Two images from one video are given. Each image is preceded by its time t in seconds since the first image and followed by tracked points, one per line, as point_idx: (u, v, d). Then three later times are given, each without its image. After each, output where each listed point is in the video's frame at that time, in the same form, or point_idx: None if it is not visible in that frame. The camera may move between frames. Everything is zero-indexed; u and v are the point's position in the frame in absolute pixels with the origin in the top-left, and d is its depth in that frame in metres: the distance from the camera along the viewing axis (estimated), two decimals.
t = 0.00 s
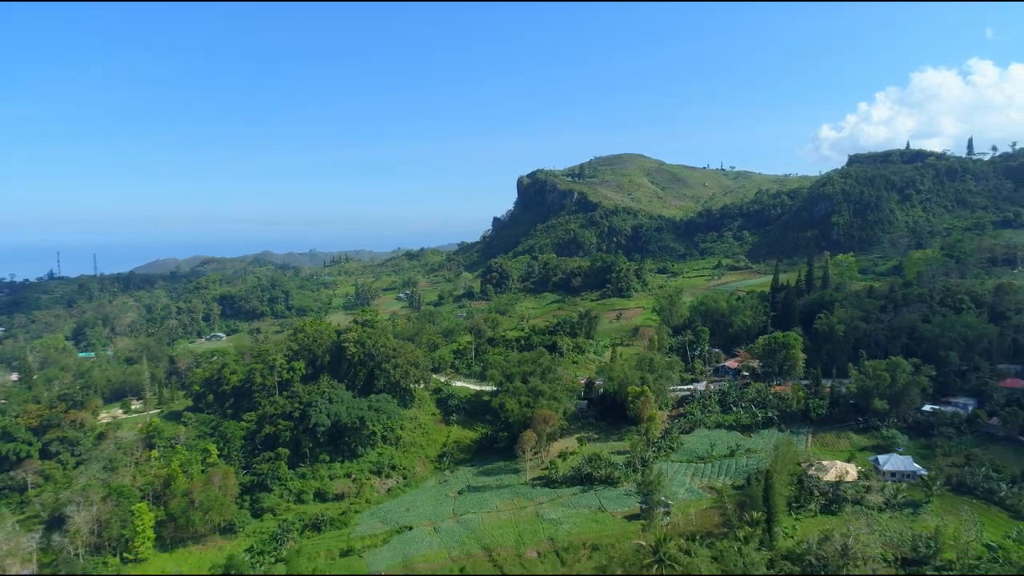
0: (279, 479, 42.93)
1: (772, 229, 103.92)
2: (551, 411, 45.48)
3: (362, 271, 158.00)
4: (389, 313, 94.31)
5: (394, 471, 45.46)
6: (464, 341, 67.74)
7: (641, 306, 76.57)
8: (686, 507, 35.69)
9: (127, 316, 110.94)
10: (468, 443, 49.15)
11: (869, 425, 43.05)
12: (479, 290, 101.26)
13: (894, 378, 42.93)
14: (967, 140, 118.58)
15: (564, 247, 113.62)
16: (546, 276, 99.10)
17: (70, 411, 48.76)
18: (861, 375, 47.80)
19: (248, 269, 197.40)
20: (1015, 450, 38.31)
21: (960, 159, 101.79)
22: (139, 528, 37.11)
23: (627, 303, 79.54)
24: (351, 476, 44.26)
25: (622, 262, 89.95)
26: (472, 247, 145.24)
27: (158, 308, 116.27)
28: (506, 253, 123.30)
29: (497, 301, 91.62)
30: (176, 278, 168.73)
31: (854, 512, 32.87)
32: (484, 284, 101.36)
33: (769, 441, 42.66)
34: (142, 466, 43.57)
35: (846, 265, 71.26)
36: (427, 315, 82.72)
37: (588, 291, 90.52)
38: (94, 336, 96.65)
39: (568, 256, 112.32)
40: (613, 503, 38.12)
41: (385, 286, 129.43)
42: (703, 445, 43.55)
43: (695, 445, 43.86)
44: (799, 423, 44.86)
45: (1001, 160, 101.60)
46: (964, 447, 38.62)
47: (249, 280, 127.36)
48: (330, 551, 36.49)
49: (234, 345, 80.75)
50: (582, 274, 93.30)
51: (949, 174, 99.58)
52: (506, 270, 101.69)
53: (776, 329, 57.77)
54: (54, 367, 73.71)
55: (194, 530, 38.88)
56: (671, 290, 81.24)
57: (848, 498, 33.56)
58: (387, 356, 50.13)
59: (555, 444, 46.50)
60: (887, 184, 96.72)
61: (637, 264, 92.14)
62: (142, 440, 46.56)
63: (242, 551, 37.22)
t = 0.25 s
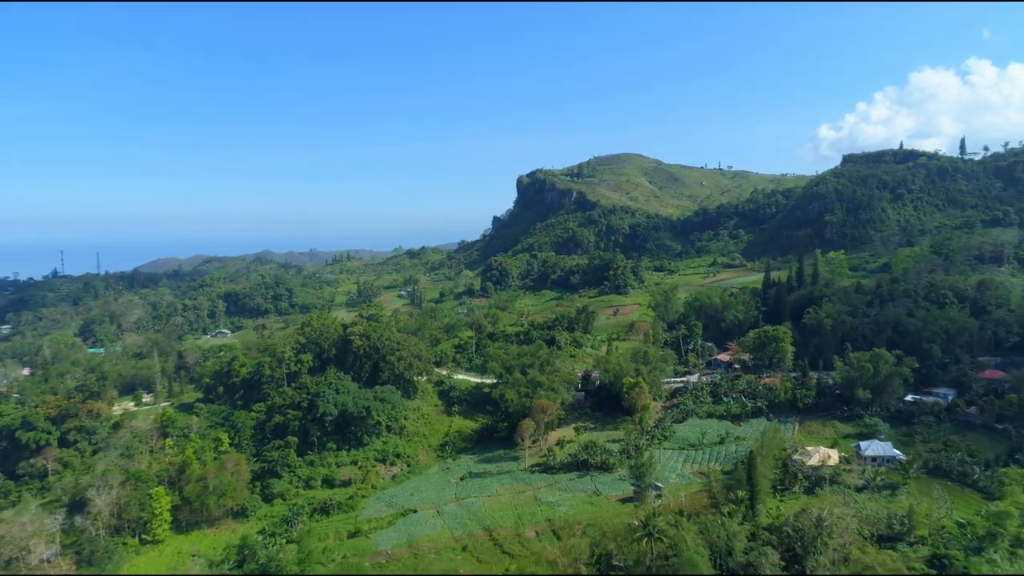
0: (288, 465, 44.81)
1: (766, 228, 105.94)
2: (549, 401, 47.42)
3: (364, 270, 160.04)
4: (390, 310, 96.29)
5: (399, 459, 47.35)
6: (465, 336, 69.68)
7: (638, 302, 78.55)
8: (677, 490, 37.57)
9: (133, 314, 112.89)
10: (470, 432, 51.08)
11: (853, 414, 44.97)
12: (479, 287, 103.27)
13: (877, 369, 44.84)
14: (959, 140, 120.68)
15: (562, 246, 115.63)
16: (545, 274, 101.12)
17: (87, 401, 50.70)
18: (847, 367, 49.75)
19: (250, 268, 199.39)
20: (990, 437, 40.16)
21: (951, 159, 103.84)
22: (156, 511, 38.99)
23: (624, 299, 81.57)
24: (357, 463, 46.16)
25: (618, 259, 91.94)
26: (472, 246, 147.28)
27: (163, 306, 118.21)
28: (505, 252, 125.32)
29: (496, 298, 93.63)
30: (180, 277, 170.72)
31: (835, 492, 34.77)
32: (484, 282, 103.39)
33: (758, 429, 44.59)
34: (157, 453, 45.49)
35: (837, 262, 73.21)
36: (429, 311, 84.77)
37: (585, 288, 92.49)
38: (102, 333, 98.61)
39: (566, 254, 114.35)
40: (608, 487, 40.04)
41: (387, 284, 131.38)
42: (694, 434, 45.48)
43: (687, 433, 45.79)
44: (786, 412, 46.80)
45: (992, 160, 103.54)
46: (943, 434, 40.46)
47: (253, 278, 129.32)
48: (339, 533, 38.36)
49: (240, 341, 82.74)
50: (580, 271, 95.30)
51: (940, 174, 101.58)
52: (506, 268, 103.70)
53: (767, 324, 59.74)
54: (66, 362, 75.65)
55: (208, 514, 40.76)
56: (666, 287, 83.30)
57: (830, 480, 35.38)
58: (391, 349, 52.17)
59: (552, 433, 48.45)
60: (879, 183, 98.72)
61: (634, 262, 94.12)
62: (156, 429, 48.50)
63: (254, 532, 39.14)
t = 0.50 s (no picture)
0: (297, 454, 46.81)
1: (760, 227, 108.05)
2: (547, 393, 49.47)
3: (365, 269, 162.06)
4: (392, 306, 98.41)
5: (403, 448, 49.34)
6: (466, 332, 71.72)
7: (634, 299, 80.63)
8: (668, 475, 39.60)
9: (139, 311, 114.84)
10: (471, 423, 53.10)
11: (838, 405, 47.00)
12: (479, 285, 105.34)
13: (861, 361, 46.88)
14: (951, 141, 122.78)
15: (561, 244, 117.71)
16: (543, 272, 103.23)
17: (103, 393, 52.81)
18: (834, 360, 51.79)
19: (251, 267, 201.24)
20: (967, 425, 42.17)
21: (942, 159, 105.97)
22: (173, 495, 41.13)
23: (621, 296, 83.69)
24: (363, 452, 48.16)
25: (615, 258, 94.01)
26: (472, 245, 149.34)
27: (168, 304, 120.15)
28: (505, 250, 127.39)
29: (496, 295, 95.70)
30: (183, 276, 172.59)
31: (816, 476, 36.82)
32: (484, 280, 105.47)
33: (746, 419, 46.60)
34: (172, 442, 47.58)
35: (828, 260, 75.31)
36: (430, 308, 86.85)
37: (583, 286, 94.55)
38: (109, 330, 100.55)
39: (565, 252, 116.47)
40: (603, 473, 42.03)
41: (388, 283, 133.41)
42: (686, 423, 47.51)
43: (679, 423, 47.82)
44: (775, 403, 48.83)
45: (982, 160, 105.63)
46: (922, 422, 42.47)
47: (256, 276, 131.35)
48: (347, 516, 40.39)
49: (246, 337, 84.75)
50: (578, 269, 97.35)
51: (931, 174, 103.68)
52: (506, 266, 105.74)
53: (758, 319, 61.80)
54: (76, 357, 77.64)
55: (222, 499, 42.78)
56: (662, 284, 85.39)
57: (812, 464, 37.41)
58: (396, 343, 54.27)
59: (550, 423, 50.47)
60: (871, 183, 100.81)
61: (631, 260, 96.22)
62: (170, 419, 50.59)
63: (266, 516, 41.14)
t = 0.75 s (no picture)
0: (305, 444, 48.73)
1: (756, 227, 109.98)
2: (545, 386, 51.42)
3: (366, 268, 163.88)
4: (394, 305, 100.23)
5: (407, 439, 51.28)
6: (467, 329, 73.67)
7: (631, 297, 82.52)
8: (660, 462, 41.55)
9: (144, 310, 116.67)
10: (472, 416, 55.07)
11: (824, 397, 48.96)
12: (479, 284, 107.24)
13: (847, 355, 48.86)
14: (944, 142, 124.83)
15: (560, 244, 119.65)
16: (542, 271, 105.21)
17: (117, 387, 54.75)
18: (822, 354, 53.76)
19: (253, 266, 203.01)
20: (947, 416, 44.14)
21: (933, 160, 108.00)
22: (187, 483, 43.06)
23: (618, 294, 85.62)
24: (368, 443, 50.10)
25: (611, 255, 95.89)
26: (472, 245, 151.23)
27: (173, 303, 122.00)
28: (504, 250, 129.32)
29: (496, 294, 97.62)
30: (186, 275, 174.41)
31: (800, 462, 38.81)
32: (485, 279, 107.41)
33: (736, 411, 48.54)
34: (184, 433, 49.53)
35: (819, 259, 77.28)
36: (432, 306, 88.80)
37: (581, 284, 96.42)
38: (116, 328, 102.38)
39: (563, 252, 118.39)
40: (598, 462, 43.99)
41: (389, 282, 135.33)
42: (679, 415, 49.48)
43: (672, 415, 49.77)
44: (764, 396, 50.77)
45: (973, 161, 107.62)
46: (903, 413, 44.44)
47: (259, 276, 133.16)
48: (354, 502, 42.36)
49: (251, 335, 86.64)
50: (576, 268, 99.26)
51: (922, 175, 105.70)
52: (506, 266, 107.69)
53: (750, 316, 63.77)
54: (86, 354, 79.55)
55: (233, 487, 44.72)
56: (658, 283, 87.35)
57: (796, 452, 39.37)
58: (399, 338, 56.25)
59: (548, 416, 52.43)
60: (864, 184, 102.84)
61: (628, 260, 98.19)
62: (182, 412, 52.55)
63: (277, 502, 43.08)
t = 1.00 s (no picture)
0: (313, 436, 50.68)
1: (751, 227, 112.00)
2: (544, 380, 53.41)
3: (368, 268, 165.82)
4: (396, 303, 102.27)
5: (410, 431, 53.22)
6: (468, 326, 75.62)
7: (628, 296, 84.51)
8: (653, 451, 43.52)
9: (150, 308, 118.58)
10: (473, 409, 57.04)
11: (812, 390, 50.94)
12: (480, 283, 109.21)
13: (834, 350, 50.83)
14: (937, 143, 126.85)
15: (558, 244, 121.61)
16: (541, 270, 107.18)
17: (131, 381, 56.77)
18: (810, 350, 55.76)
19: (255, 266, 204.86)
20: (928, 408, 46.11)
21: (925, 161, 110.02)
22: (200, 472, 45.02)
23: (615, 293, 87.64)
24: (374, 434, 52.07)
25: (610, 255, 97.88)
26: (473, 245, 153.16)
27: (179, 301, 123.92)
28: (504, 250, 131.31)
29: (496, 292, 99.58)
30: (189, 274, 176.28)
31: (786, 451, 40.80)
32: (485, 278, 109.41)
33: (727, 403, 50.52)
34: (197, 425, 51.53)
35: (811, 258, 79.29)
36: (433, 304, 90.85)
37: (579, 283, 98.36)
38: (123, 326, 104.21)
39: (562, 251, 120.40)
40: (594, 452, 45.96)
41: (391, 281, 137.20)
42: (672, 408, 51.46)
43: (666, 408, 51.76)
44: (754, 389, 52.76)
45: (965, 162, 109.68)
46: (886, 405, 46.42)
47: (263, 275, 135.01)
48: (361, 490, 44.33)
49: (257, 333, 88.60)
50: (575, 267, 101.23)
51: (914, 175, 107.72)
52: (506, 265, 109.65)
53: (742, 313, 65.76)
54: (96, 351, 81.46)
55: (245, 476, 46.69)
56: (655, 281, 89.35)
57: (782, 441, 41.37)
58: (403, 334, 58.25)
59: (547, 409, 54.41)
60: (857, 184, 104.86)
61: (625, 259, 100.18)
62: (194, 405, 54.53)
63: (287, 490, 45.03)
